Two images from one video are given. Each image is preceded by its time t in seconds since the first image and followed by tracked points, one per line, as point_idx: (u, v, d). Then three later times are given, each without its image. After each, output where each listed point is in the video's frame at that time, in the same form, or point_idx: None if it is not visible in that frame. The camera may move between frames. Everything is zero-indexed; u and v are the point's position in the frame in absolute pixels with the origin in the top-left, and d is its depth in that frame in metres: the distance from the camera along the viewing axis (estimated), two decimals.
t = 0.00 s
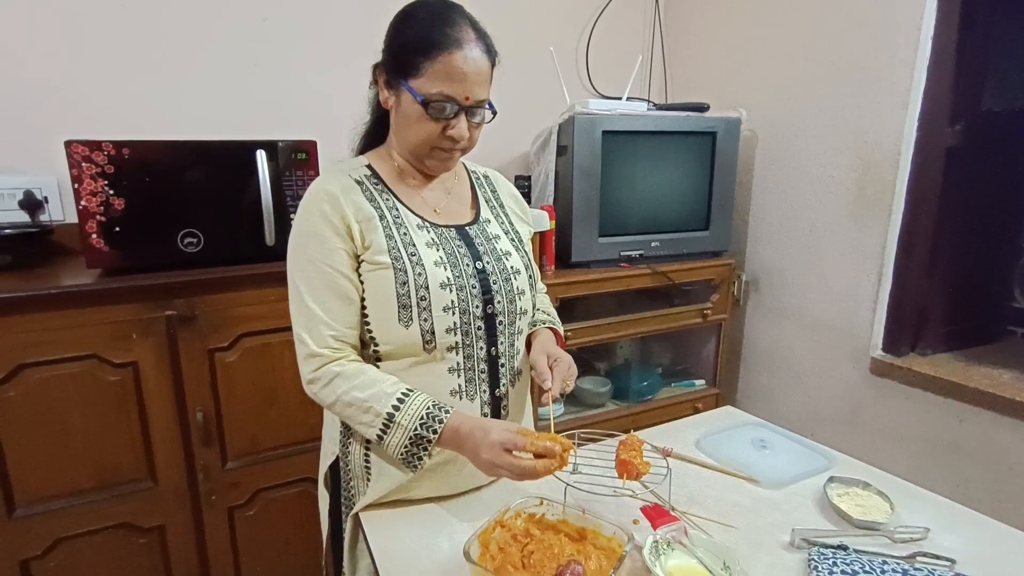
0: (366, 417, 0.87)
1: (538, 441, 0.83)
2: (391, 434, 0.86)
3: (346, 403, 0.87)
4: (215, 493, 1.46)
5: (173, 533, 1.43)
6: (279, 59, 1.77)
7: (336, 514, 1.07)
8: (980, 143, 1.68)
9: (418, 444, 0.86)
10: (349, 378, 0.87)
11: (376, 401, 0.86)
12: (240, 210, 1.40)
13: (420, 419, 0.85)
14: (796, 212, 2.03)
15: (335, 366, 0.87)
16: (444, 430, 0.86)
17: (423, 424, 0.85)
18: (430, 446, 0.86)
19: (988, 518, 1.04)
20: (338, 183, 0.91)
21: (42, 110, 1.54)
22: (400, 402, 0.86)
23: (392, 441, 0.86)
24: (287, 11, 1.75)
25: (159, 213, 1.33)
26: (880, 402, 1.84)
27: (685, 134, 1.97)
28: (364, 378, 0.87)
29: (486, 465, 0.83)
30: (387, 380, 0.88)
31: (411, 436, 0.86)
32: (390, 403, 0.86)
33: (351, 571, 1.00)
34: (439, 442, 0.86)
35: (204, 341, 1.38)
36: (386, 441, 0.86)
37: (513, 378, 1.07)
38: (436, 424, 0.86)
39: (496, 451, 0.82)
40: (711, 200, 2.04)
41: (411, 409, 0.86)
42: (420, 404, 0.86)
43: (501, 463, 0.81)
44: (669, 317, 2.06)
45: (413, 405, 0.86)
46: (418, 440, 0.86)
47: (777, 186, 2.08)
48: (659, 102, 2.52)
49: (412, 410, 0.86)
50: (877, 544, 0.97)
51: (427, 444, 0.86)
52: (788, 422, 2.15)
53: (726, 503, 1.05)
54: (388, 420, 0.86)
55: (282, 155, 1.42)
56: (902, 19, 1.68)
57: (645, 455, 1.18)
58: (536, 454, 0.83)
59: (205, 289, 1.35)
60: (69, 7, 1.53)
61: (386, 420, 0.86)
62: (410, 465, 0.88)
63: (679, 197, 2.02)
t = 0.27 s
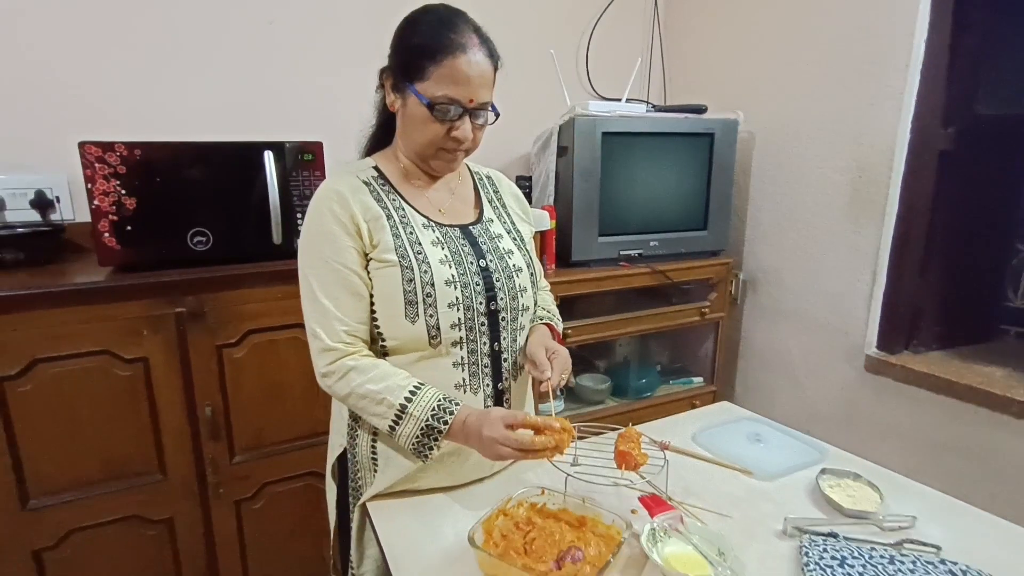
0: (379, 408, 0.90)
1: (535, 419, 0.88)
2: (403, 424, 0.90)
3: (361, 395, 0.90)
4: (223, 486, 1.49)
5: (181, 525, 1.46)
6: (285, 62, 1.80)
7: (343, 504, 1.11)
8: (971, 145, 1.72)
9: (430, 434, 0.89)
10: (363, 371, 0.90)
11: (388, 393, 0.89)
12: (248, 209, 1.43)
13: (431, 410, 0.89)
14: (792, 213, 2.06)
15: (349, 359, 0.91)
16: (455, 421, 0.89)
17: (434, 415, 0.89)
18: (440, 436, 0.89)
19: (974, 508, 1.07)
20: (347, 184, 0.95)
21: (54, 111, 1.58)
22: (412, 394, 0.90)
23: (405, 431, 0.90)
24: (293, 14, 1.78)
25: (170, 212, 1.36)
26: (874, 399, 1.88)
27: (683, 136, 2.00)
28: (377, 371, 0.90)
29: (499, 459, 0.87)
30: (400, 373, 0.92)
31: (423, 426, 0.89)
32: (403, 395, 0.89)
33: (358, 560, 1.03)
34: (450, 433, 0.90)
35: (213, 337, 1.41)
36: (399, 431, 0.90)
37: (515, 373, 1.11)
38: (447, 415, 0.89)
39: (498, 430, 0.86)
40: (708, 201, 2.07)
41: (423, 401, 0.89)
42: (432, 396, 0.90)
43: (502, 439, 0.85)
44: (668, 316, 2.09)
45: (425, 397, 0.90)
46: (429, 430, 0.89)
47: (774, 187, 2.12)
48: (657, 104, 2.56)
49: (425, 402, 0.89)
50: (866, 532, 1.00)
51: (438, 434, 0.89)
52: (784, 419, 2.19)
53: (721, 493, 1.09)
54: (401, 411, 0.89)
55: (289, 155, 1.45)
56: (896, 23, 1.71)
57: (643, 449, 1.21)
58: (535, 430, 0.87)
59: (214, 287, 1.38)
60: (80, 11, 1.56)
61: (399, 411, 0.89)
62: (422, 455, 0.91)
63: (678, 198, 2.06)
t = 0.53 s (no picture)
0: (383, 400, 0.93)
1: (535, 408, 0.90)
2: (406, 416, 0.92)
3: (365, 387, 0.93)
4: (231, 480, 1.52)
5: (189, 518, 1.49)
6: (290, 62, 1.82)
7: (350, 496, 1.13)
8: (966, 145, 1.74)
9: (432, 426, 0.92)
10: (368, 364, 0.93)
11: (392, 385, 0.92)
12: (255, 208, 1.46)
13: (433, 403, 0.92)
14: (790, 212, 2.09)
15: (355, 353, 0.94)
16: (456, 413, 0.92)
17: (437, 407, 0.92)
18: (442, 428, 0.92)
19: (966, 500, 1.10)
20: (355, 183, 0.97)
21: (63, 112, 1.60)
22: (415, 386, 0.92)
23: (408, 423, 0.92)
24: (298, 15, 1.81)
25: (179, 210, 1.39)
26: (870, 395, 1.90)
27: (683, 136, 2.03)
28: (382, 364, 0.93)
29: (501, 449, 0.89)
30: (403, 367, 0.94)
31: (425, 418, 0.91)
32: (406, 388, 0.92)
33: (364, 551, 1.05)
34: (451, 425, 0.92)
35: (221, 333, 1.44)
36: (401, 423, 0.92)
37: (517, 368, 1.13)
38: (448, 408, 0.92)
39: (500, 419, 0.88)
40: (708, 200, 2.10)
41: (426, 393, 0.92)
42: (434, 388, 0.93)
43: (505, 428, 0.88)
44: (668, 314, 2.11)
45: (428, 390, 0.92)
46: (432, 422, 0.92)
47: (772, 187, 2.14)
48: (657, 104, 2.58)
49: (427, 394, 0.92)
50: (860, 522, 1.03)
51: (440, 426, 0.92)
52: (783, 416, 2.21)
53: (719, 485, 1.11)
54: (404, 403, 0.92)
55: (295, 155, 1.48)
56: (893, 25, 1.73)
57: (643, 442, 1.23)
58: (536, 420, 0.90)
59: (222, 284, 1.41)
60: (89, 12, 1.58)
61: (401, 403, 0.92)
62: (424, 446, 0.94)
63: (677, 197, 2.08)
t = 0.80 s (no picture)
0: (389, 396, 0.94)
1: (541, 401, 0.91)
2: (413, 412, 0.93)
3: (371, 383, 0.94)
4: (234, 479, 1.53)
5: (194, 517, 1.50)
6: (292, 63, 1.83)
7: (354, 494, 1.14)
8: (965, 146, 1.76)
9: (439, 421, 0.93)
10: (374, 362, 0.94)
11: (399, 381, 0.93)
12: (259, 208, 1.47)
13: (440, 398, 0.93)
14: (789, 212, 2.10)
15: (361, 351, 0.95)
16: (462, 408, 0.93)
17: (443, 402, 0.93)
18: (449, 422, 0.93)
19: (964, 498, 1.11)
20: (359, 184, 0.98)
21: (67, 113, 1.61)
22: (421, 382, 0.93)
23: (414, 418, 0.93)
24: (300, 16, 1.81)
25: (183, 211, 1.40)
26: (869, 394, 1.92)
27: (683, 136, 2.04)
28: (388, 361, 0.94)
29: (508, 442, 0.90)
30: (409, 364, 0.95)
31: (433, 413, 0.93)
32: (412, 383, 0.93)
33: (369, 549, 1.05)
34: (457, 420, 0.93)
35: (225, 333, 1.45)
36: (408, 419, 0.94)
37: (519, 367, 1.14)
38: (454, 402, 0.93)
39: (504, 410, 0.89)
40: (708, 200, 2.11)
41: (432, 389, 0.93)
42: (440, 384, 0.94)
43: (508, 419, 0.88)
44: (668, 313, 2.13)
45: (434, 385, 0.93)
46: (439, 417, 0.93)
47: (772, 187, 2.15)
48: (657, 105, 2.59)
49: (433, 390, 0.93)
50: (860, 520, 1.04)
51: (447, 421, 0.93)
52: (782, 415, 2.22)
53: (719, 483, 1.12)
54: (410, 399, 0.93)
55: (298, 155, 1.49)
56: (891, 26, 1.74)
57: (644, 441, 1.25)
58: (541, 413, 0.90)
59: (226, 284, 1.42)
60: (94, 14, 1.59)
61: (408, 399, 0.93)
62: (431, 442, 0.95)
63: (677, 197, 2.09)
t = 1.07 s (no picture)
0: (393, 390, 0.93)
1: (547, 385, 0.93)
2: (417, 405, 0.93)
3: (374, 379, 0.93)
4: (235, 479, 1.52)
5: (194, 516, 1.50)
6: (293, 62, 1.83)
7: (355, 494, 1.14)
8: (966, 145, 1.75)
9: (444, 413, 0.93)
10: (377, 358, 0.94)
11: (402, 374, 0.93)
12: (260, 207, 1.47)
13: (444, 391, 0.93)
14: (791, 212, 2.10)
15: (363, 348, 0.94)
16: (467, 399, 0.93)
17: (448, 394, 0.93)
18: (454, 414, 0.93)
19: (967, 497, 1.11)
20: (361, 181, 0.98)
21: (68, 112, 1.61)
22: (425, 375, 0.93)
23: (418, 412, 0.93)
24: (300, 15, 1.81)
25: (184, 210, 1.39)
26: (871, 394, 1.91)
27: (684, 135, 2.03)
28: (390, 356, 0.94)
29: (517, 427, 0.91)
30: (411, 358, 0.95)
31: (438, 405, 0.93)
32: (416, 376, 0.93)
33: (370, 549, 1.05)
34: (462, 412, 0.93)
35: (226, 333, 1.44)
36: (412, 413, 0.93)
37: (521, 366, 1.14)
38: (459, 394, 0.93)
39: (512, 396, 0.91)
40: (709, 199, 2.11)
41: (436, 381, 0.93)
42: (443, 377, 0.94)
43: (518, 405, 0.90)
44: (670, 313, 2.12)
45: (437, 378, 0.93)
46: (444, 409, 0.93)
47: (773, 187, 2.15)
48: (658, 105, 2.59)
49: (437, 382, 0.93)
50: (863, 520, 1.03)
51: (452, 413, 0.93)
52: (784, 415, 2.22)
53: (722, 483, 1.12)
54: (414, 392, 0.93)
55: (299, 154, 1.49)
56: (893, 24, 1.74)
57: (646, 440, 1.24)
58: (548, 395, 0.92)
59: (227, 283, 1.42)
60: (94, 12, 1.59)
61: (412, 392, 0.93)
62: (436, 435, 0.95)
63: (679, 196, 2.09)
